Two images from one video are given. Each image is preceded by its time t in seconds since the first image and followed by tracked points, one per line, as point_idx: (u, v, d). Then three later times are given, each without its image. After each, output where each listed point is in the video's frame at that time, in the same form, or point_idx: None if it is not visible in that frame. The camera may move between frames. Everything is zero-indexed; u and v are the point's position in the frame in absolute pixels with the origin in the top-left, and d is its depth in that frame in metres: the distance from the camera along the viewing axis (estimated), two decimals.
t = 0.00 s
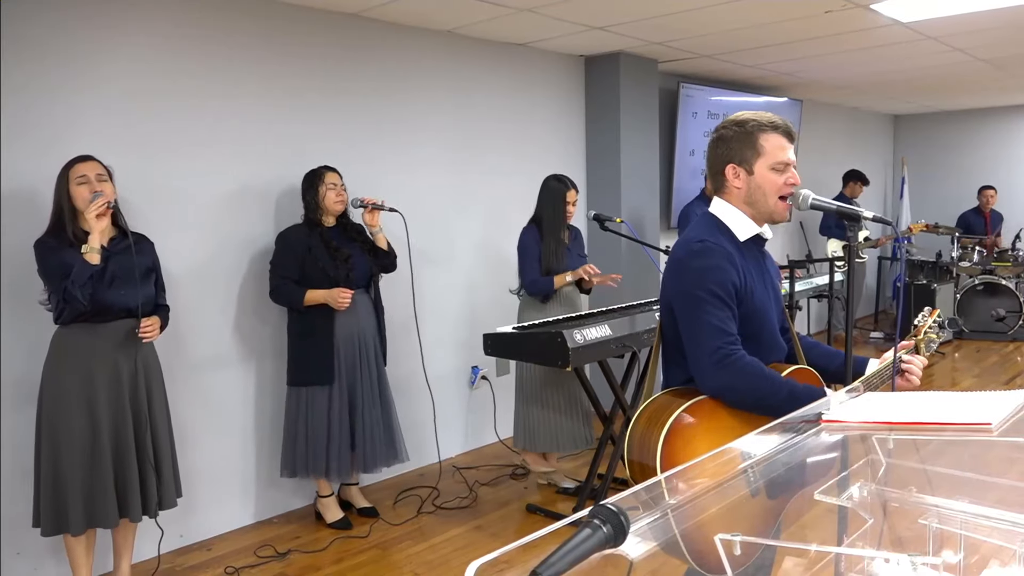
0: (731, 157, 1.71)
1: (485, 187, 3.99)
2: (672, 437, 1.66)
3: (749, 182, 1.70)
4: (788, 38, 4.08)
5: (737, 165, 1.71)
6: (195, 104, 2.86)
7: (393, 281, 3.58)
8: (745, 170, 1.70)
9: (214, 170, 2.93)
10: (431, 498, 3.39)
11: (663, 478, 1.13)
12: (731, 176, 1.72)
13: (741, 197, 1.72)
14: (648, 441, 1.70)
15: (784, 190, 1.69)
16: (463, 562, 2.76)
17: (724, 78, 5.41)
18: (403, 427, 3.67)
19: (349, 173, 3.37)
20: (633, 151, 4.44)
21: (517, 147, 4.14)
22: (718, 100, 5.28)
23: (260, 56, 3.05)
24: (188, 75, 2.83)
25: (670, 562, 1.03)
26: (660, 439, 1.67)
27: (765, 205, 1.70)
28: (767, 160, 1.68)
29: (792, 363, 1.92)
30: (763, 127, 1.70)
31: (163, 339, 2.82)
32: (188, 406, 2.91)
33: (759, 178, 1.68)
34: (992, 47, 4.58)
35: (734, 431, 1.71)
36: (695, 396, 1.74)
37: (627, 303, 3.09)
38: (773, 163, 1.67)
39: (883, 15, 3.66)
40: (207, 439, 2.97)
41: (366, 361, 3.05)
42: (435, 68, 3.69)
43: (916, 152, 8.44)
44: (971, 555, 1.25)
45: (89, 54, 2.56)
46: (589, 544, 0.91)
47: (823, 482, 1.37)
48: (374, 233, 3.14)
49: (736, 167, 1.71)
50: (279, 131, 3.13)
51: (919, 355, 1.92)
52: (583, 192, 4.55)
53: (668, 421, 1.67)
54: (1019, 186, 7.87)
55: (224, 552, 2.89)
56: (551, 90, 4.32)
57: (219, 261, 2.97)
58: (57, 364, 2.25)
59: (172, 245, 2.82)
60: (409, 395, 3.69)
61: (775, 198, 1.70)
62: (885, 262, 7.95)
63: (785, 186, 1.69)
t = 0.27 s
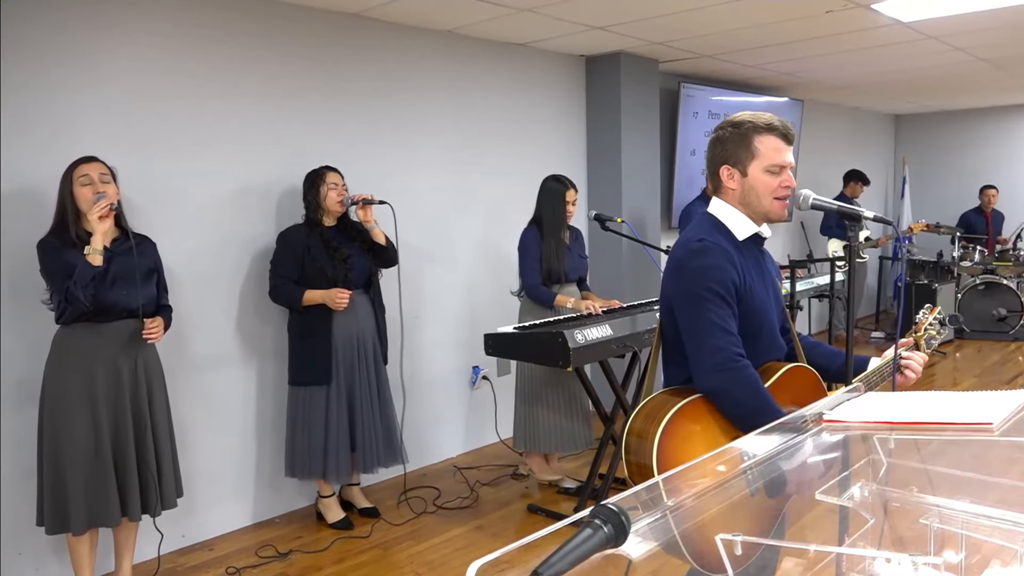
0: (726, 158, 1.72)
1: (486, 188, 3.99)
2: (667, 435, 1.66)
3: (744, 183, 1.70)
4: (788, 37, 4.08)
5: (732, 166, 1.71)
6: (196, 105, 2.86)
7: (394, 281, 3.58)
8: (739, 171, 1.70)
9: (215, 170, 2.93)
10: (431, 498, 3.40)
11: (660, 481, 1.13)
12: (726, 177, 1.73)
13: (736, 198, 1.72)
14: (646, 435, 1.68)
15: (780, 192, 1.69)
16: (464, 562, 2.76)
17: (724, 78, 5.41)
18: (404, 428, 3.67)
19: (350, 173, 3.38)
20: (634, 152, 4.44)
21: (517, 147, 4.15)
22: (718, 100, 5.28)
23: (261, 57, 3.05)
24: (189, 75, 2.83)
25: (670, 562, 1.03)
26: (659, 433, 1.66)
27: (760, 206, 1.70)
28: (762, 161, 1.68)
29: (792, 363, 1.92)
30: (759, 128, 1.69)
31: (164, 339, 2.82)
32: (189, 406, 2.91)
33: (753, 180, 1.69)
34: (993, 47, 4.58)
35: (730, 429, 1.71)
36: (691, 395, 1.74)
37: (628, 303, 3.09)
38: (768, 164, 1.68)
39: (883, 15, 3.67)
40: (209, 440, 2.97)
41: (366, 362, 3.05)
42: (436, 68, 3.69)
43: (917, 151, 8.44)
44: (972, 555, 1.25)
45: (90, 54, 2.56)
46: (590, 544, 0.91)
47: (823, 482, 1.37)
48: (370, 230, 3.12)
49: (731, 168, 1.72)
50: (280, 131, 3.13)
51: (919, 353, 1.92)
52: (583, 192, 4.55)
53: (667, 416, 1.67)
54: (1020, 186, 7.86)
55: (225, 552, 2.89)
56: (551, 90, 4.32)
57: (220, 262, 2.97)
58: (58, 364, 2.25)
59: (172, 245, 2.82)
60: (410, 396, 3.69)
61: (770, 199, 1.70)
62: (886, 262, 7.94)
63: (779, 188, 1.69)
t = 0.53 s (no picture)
0: (728, 158, 1.72)
1: (486, 188, 3.99)
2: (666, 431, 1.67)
3: (745, 183, 1.70)
4: (788, 37, 4.08)
5: (734, 166, 1.71)
6: (196, 106, 2.86)
7: (394, 282, 3.58)
8: (741, 171, 1.71)
9: (215, 171, 2.93)
10: (432, 498, 3.40)
11: (658, 482, 1.13)
12: (728, 177, 1.73)
13: (738, 198, 1.72)
14: (643, 434, 1.70)
15: (780, 192, 1.69)
16: (465, 562, 2.76)
17: (724, 78, 5.41)
18: (404, 428, 3.67)
19: (350, 174, 3.38)
20: (634, 152, 4.44)
21: (518, 148, 4.15)
22: (718, 100, 5.28)
23: (261, 57, 3.05)
24: (189, 76, 2.83)
25: (671, 562, 1.03)
26: (654, 433, 1.67)
27: (761, 206, 1.70)
28: (764, 162, 1.68)
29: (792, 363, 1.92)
30: (762, 128, 1.69)
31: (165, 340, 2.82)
32: (190, 407, 2.91)
33: (754, 180, 1.69)
34: (993, 47, 4.58)
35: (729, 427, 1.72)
36: (690, 393, 1.74)
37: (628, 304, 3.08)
38: (769, 166, 1.67)
39: (883, 15, 3.66)
40: (209, 440, 2.97)
41: (363, 363, 3.05)
42: (436, 68, 3.69)
43: (917, 151, 8.44)
44: (973, 554, 1.25)
45: (90, 55, 2.56)
46: (591, 544, 0.91)
47: (823, 483, 1.36)
48: (369, 229, 3.13)
49: (733, 168, 1.72)
50: (281, 132, 3.13)
51: (921, 355, 1.92)
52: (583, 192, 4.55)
53: (662, 416, 1.68)
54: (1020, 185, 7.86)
55: (226, 553, 2.89)
56: (551, 90, 4.32)
57: (221, 262, 2.97)
58: (56, 366, 2.25)
59: (172, 245, 2.82)
60: (410, 396, 3.69)
61: (772, 200, 1.69)
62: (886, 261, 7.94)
63: (782, 189, 1.69)
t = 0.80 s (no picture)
0: (729, 158, 1.72)
1: (484, 188, 3.99)
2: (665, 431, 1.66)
3: (746, 183, 1.70)
4: (787, 38, 4.09)
5: (735, 166, 1.71)
6: (195, 106, 2.86)
7: (393, 282, 3.58)
8: (742, 171, 1.70)
9: (214, 172, 2.93)
10: (430, 499, 3.40)
11: (656, 483, 1.13)
12: (729, 177, 1.73)
13: (739, 198, 1.72)
14: (642, 434, 1.69)
15: (780, 193, 1.69)
16: (463, 563, 2.76)
17: (722, 79, 5.41)
18: (403, 429, 3.67)
19: (349, 174, 3.37)
20: (633, 153, 4.45)
21: (516, 148, 4.15)
22: (716, 101, 5.28)
23: (259, 58, 3.05)
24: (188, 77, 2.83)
25: (670, 562, 1.02)
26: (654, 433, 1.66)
27: (762, 207, 1.70)
28: (765, 162, 1.68)
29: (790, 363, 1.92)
30: (762, 129, 1.70)
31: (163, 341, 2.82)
32: (188, 408, 2.91)
33: (756, 180, 1.69)
34: (991, 48, 4.59)
35: (728, 428, 1.73)
36: (689, 393, 1.74)
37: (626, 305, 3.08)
38: (769, 165, 1.68)
39: (882, 16, 3.67)
40: (207, 441, 2.97)
41: (359, 364, 3.05)
42: (435, 69, 3.69)
43: (915, 152, 8.45)
44: (971, 555, 1.25)
45: (89, 56, 2.56)
46: (590, 545, 0.91)
47: (823, 482, 1.37)
48: (367, 229, 3.12)
49: (733, 168, 1.72)
50: (279, 133, 3.13)
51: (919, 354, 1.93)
52: (582, 192, 4.56)
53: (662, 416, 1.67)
54: (1018, 186, 7.88)
55: (224, 554, 2.89)
56: (550, 91, 4.32)
57: (219, 263, 2.97)
58: (51, 369, 2.24)
59: (171, 246, 2.82)
60: (409, 397, 3.69)
61: (774, 200, 1.70)
62: (885, 262, 7.96)
63: (783, 189, 1.69)
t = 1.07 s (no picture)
0: (730, 159, 1.72)
1: (484, 189, 3.99)
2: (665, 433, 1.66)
3: (749, 183, 1.70)
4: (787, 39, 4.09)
5: (737, 166, 1.71)
6: (195, 107, 2.86)
7: (393, 283, 3.58)
8: (745, 171, 1.70)
9: (214, 173, 2.93)
10: (430, 500, 3.40)
11: (656, 485, 1.11)
12: (730, 177, 1.72)
13: (740, 199, 1.72)
14: (641, 436, 1.69)
15: (782, 194, 1.69)
16: (463, 564, 2.76)
17: (722, 80, 5.42)
18: (402, 430, 3.67)
19: (349, 175, 3.37)
20: (632, 154, 4.45)
21: (516, 149, 4.15)
22: (716, 102, 5.28)
23: (259, 59, 3.05)
24: (188, 77, 2.83)
25: (671, 563, 1.02)
26: (653, 435, 1.66)
27: (764, 207, 1.70)
28: (766, 163, 1.68)
29: (791, 364, 1.92)
30: (764, 129, 1.70)
31: (162, 342, 2.81)
32: (187, 408, 2.90)
33: (757, 180, 1.69)
34: (991, 49, 4.59)
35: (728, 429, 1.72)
36: (689, 395, 1.74)
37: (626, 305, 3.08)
38: (773, 165, 1.67)
39: (882, 17, 3.67)
40: (206, 442, 2.97)
41: (357, 365, 3.04)
42: (435, 69, 3.69)
43: (915, 153, 8.45)
44: (971, 556, 1.26)
45: (89, 56, 2.56)
46: (590, 547, 0.91)
47: (823, 483, 1.37)
48: (367, 233, 3.11)
49: (735, 169, 1.71)
50: (279, 134, 3.13)
51: (920, 359, 1.92)
52: (582, 193, 4.56)
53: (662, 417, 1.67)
54: (1018, 187, 7.88)
55: (223, 555, 2.88)
56: (549, 91, 4.32)
57: (219, 264, 2.97)
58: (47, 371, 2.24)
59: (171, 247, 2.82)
60: (408, 398, 3.68)
61: (775, 200, 1.70)
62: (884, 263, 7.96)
63: (784, 190, 1.69)
